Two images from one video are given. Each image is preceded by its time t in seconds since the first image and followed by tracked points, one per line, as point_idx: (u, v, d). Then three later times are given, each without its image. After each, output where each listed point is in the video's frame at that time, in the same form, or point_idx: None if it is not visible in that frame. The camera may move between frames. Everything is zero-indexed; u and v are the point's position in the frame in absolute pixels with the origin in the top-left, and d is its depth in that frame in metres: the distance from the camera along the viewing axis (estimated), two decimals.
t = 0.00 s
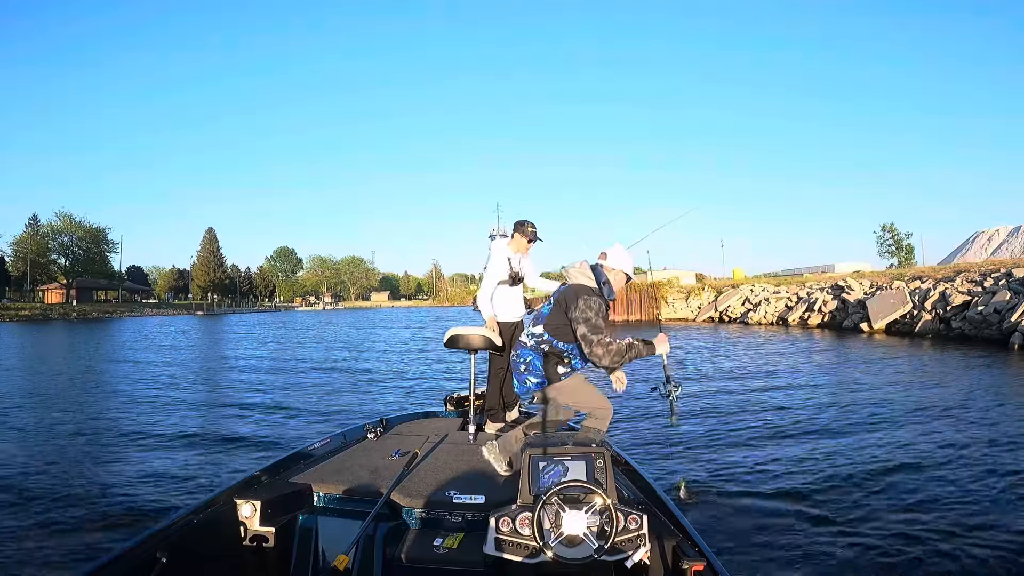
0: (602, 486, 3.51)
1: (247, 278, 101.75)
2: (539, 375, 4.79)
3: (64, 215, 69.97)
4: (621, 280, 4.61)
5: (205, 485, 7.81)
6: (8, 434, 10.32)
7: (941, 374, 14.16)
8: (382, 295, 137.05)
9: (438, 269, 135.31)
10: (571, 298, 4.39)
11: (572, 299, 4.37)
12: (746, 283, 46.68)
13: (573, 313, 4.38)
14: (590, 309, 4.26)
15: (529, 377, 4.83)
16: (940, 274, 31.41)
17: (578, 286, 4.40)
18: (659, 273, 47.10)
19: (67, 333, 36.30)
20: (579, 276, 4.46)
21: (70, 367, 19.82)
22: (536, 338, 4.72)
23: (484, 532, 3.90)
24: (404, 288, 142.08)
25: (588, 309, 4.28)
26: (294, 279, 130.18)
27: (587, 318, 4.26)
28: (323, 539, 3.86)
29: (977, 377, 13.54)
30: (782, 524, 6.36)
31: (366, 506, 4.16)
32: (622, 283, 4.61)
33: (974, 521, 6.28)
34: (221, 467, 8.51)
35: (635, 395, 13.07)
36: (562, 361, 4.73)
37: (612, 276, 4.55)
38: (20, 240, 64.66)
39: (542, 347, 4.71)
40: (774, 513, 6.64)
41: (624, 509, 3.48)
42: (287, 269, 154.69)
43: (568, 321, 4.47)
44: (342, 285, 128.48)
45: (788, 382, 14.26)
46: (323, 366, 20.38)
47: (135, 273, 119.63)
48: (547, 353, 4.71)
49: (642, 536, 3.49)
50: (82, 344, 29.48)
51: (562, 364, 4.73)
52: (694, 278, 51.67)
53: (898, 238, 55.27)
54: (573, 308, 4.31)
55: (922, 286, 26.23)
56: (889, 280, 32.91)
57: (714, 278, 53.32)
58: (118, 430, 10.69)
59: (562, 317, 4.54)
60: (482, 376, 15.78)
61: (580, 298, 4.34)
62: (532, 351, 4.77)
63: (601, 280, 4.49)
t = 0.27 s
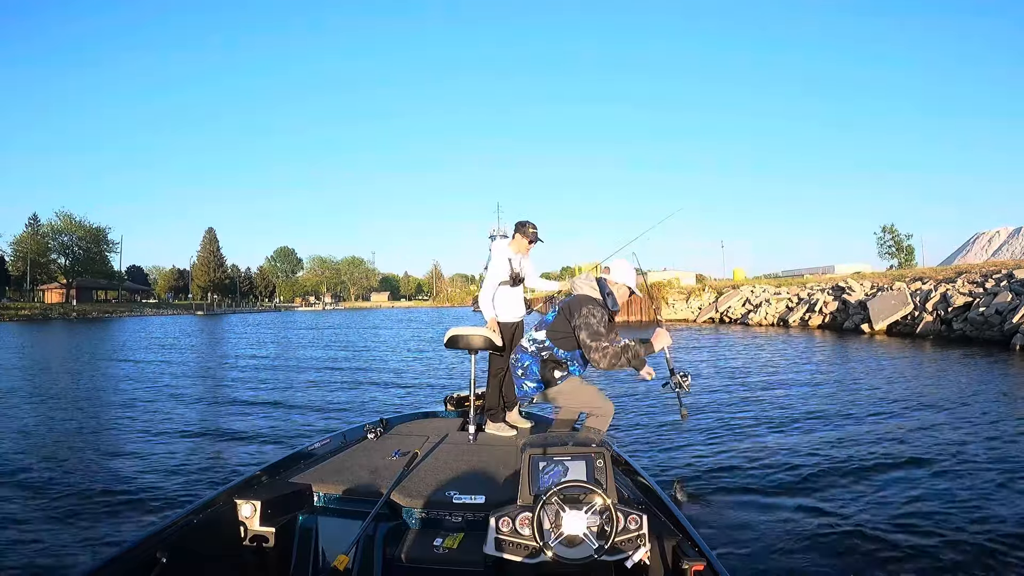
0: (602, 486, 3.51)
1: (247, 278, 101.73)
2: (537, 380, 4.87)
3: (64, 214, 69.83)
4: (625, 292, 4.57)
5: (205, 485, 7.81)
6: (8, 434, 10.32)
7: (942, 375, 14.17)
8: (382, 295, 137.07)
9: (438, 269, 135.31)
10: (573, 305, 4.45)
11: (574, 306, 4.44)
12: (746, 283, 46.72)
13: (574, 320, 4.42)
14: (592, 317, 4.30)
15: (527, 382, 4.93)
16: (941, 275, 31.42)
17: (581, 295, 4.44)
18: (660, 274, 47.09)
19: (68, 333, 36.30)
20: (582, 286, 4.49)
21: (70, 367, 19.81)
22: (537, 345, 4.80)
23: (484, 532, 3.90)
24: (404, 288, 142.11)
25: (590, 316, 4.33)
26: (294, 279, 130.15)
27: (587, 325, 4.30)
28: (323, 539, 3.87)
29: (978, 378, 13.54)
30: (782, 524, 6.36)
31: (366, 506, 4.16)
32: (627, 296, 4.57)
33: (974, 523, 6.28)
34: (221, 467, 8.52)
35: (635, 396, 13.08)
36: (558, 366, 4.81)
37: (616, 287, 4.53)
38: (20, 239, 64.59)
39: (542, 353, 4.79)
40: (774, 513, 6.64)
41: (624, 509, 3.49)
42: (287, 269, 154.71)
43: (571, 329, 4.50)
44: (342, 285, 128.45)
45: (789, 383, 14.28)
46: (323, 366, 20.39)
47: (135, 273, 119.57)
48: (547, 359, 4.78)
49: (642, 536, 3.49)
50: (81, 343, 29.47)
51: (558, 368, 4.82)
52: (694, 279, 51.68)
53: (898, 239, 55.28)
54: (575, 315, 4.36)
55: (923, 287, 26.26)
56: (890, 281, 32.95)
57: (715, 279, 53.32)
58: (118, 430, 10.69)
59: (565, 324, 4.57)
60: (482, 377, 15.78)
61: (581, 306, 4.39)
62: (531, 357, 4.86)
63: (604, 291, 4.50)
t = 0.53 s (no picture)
0: (602, 486, 3.51)
1: (247, 280, 101.74)
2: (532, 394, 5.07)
3: (64, 217, 69.88)
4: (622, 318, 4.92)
5: (206, 487, 7.81)
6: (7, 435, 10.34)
7: (942, 375, 14.17)
8: (382, 297, 137.08)
9: (438, 271, 135.31)
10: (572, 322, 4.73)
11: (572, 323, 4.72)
12: (746, 284, 46.74)
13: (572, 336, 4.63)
14: (588, 330, 4.49)
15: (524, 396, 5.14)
16: (941, 275, 31.43)
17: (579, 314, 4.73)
18: (660, 275, 47.09)
19: (68, 336, 36.34)
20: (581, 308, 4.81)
21: (71, 369, 19.83)
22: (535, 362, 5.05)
23: (484, 532, 3.90)
24: (404, 290, 142.17)
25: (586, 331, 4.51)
26: (294, 281, 130.16)
27: (585, 335, 4.47)
28: (323, 539, 3.87)
29: (979, 378, 13.54)
30: (782, 523, 6.37)
31: (366, 505, 4.16)
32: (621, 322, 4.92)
33: (975, 522, 6.28)
34: (222, 468, 8.53)
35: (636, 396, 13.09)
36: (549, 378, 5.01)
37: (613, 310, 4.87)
38: (20, 241, 64.66)
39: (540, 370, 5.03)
40: (774, 513, 6.64)
41: (624, 509, 3.49)
42: (286, 271, 154.80)
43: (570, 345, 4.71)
44: (342, 287, 128.46)
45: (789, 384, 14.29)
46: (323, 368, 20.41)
47: (135, 275, 119.65)
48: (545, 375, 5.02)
49: (642, 536, 3.49)
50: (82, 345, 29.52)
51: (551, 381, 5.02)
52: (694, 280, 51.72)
53: (897, 240, 55.29)
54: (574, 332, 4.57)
55: (923, 287, 26.27)
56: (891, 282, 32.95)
57: (715, 280, 53.34)
58: (118, 431, 10.70)
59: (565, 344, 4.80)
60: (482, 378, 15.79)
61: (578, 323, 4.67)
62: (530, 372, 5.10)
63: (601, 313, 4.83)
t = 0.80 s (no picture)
0: (602, 486, 3.51)
1: (247, 281, 101.71)
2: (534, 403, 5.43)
3: (64, 219, 69.90)
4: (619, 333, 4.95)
5: (205, 488, 7.80)
6: (7, 438, 10.33)
7: (944, 374, 14.15)
8: (382, 297, 137.07)
9: (438, 272, 135.28)
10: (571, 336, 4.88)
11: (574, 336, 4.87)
12: (747, 283, 46.73)
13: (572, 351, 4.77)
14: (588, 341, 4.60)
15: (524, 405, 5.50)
16: (943, 273, 31.39)
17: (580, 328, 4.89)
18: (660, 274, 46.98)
19: (68, 339, 36.34)
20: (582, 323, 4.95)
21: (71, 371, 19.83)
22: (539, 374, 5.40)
23: (484, 532, 3.90)
24: (404, 291, 142.17)
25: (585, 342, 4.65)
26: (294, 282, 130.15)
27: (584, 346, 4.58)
28: (323, 539, 3.86)
29: (981, 376, 13.53)
30: (783, 522, 6.36)
31: (366, 506, 4.16)
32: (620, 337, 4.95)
33: (976, 521, 6.27)
34: (223, 468, 8.53)
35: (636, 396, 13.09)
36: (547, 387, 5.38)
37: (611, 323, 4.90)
38: (19, 244, 64.71)
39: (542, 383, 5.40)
40: (774, 513, 6.63)
41: (624, 509, 3.49)
42: (286, 272, 154.82)
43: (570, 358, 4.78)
44: (342, 288, 128.38)
45: (790, 383, 14.28)
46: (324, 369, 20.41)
47: (135, 278, 119.76)
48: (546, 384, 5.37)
49: (642, 536, 3.49)
50: (83, 348, 29.57)
51: (550, 389, 5.38)
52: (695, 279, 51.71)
53: (897, 238, 55.24)
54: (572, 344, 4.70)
55: (925, 285, 26.24)
56: (892, 280, 32.91)
57: (715, 280, 53.32)
58: (117, 433, 10.70)
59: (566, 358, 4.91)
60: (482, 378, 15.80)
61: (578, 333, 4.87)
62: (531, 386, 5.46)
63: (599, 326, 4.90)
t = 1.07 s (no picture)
0: (602, 486, 3.52)
1: (247, 281, 101.75)
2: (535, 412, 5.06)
3: (64, 219, 69.92)
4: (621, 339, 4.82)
5: (206, 488, 7.81)
6: (8, 438, 10.35)
7: (946, 373, 14.14)
8: (382, 296, 137.10)
9: (438, 271, 135.28)
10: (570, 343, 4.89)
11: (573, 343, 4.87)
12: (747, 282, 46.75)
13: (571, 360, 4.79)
14: (587, 347, 4.65)
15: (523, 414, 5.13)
16: (944, 272, 31.38)
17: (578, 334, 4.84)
18: (660, 273, 46.99)
19: (68, 339, 36.37)
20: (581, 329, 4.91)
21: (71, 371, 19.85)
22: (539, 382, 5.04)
23: (484, 532, 3.90)
24: (404, 290, 142.18)
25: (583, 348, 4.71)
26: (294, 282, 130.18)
27: (584, 353, 4.64)
28: (323, 539, 3.87)
29: (983, 375, 13.53)
30: (783, 521, 6.37)
31: (366, 506, 4.15)
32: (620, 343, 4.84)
33: (976, 519, 6.28)
34: (223, 468, 8.54)
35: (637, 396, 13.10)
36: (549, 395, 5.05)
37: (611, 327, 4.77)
38: (19, 244, 64.77)
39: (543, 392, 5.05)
40: (774, 512, 6.64)
41: (624, 509, 3.49)
42: (287, 272, 154.88)
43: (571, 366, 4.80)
44: (342, 288, 128.40)
45: (791, 382, 14.28)
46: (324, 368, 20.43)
47: (134, 278, 119.78)
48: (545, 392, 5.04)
49: (642, 536, 3.50)
50: (84, 347, 29.62)
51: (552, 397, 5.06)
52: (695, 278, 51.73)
53: (897, 237, 55.25)
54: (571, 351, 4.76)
55: (926, 284, 26.23)
56: (893, 279, 32.91)
57: (716, 279, 53.34)
58: (117, 433, 10.71)
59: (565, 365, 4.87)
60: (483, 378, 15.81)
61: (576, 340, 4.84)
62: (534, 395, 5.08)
63: (599, 333, 4.80)
